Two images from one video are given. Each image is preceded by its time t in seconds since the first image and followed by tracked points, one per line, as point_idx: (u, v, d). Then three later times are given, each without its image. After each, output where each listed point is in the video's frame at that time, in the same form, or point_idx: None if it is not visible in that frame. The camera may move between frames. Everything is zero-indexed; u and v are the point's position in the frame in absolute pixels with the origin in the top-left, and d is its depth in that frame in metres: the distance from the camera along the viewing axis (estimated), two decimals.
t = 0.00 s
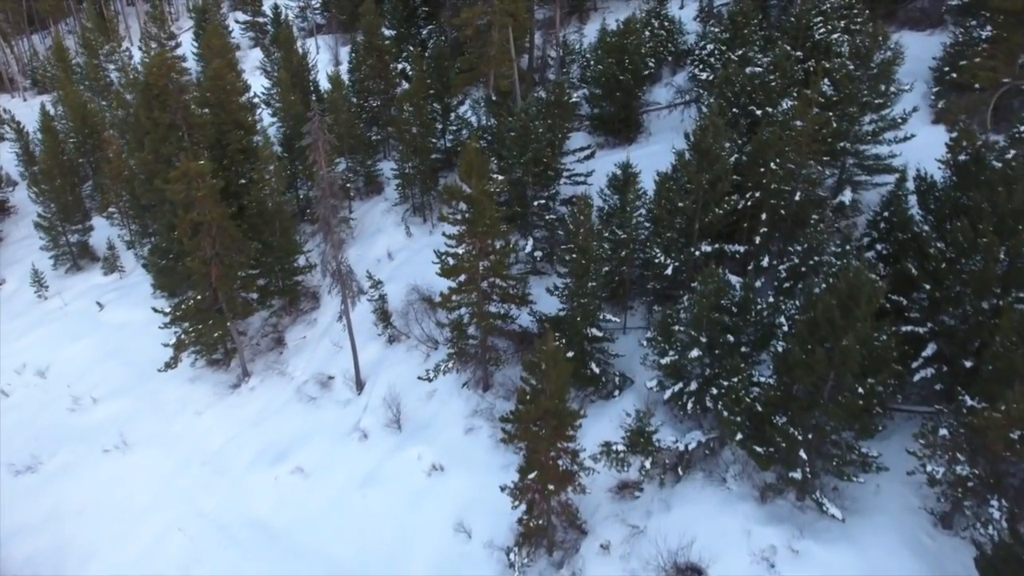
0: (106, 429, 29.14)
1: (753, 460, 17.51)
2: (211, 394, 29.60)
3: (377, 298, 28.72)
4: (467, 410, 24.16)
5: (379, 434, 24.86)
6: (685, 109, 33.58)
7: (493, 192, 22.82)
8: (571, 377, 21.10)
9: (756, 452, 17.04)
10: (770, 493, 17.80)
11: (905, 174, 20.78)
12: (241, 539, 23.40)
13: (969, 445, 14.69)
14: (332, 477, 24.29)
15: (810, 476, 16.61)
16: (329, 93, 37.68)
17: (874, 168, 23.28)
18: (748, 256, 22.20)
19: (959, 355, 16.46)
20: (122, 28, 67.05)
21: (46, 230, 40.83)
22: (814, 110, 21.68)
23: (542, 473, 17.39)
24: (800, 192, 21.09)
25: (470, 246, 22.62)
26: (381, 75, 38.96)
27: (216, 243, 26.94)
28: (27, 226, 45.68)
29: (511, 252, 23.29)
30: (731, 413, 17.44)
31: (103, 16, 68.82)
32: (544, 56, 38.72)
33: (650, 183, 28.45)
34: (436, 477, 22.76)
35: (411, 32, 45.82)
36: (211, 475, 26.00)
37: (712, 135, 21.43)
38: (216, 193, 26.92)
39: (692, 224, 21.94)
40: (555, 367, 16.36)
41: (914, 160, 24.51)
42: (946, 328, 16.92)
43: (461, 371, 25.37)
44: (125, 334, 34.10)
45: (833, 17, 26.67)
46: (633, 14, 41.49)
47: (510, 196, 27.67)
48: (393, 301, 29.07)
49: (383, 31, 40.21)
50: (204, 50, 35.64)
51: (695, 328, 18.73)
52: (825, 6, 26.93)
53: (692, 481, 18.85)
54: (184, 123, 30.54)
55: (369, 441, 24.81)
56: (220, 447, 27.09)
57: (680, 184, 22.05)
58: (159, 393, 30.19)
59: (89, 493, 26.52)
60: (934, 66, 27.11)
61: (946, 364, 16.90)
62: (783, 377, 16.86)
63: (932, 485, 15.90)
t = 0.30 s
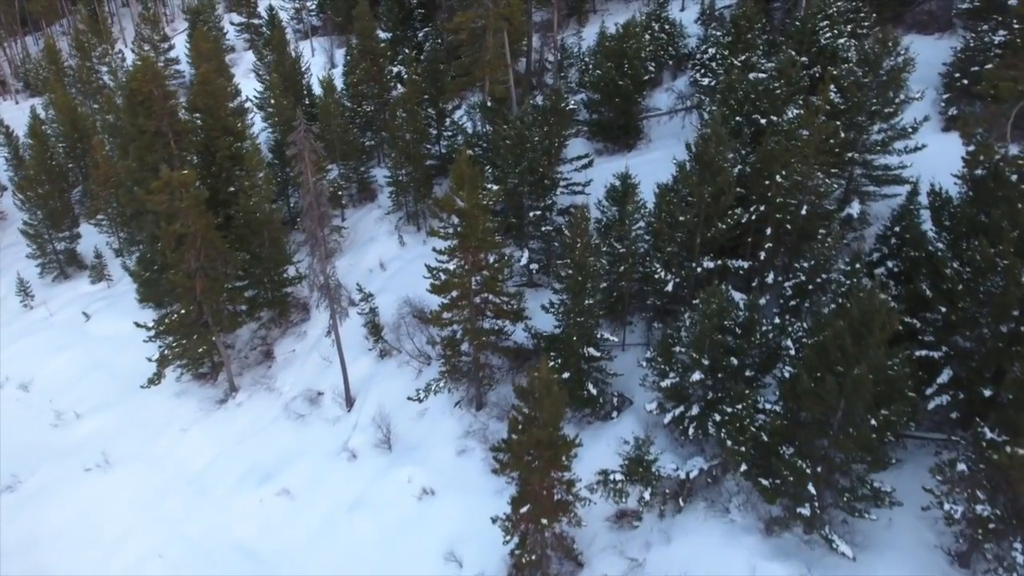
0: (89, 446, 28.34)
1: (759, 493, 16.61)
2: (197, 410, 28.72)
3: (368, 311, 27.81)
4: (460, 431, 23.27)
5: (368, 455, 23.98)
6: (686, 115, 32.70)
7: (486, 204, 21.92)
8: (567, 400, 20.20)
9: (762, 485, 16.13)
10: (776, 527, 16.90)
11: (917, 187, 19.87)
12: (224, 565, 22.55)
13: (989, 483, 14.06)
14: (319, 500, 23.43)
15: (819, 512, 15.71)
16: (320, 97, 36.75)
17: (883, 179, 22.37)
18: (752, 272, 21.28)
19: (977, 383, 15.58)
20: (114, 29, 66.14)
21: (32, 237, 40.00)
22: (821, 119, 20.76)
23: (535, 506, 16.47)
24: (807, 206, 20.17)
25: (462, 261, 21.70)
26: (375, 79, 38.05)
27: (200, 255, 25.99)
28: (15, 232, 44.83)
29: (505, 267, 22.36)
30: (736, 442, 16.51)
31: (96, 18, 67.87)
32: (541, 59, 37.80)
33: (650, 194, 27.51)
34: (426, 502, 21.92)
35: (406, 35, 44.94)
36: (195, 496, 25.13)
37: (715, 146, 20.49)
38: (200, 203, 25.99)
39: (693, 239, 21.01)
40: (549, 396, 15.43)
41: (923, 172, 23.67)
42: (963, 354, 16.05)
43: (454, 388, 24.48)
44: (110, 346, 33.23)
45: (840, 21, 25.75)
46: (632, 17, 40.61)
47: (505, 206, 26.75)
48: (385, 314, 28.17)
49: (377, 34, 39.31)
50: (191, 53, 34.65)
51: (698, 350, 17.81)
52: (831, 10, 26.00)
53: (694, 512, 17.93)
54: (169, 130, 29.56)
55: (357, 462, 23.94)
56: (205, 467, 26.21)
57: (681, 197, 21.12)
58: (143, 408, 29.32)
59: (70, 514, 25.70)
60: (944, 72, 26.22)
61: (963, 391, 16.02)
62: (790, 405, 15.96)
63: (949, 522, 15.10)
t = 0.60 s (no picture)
0: (71, 464, 27.52)
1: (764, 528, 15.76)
2: (182, 426, 27.89)
3: (359, 324, 26.95)
4: (452, 453, 22.43)
5: (357, 477, 23.15)
6: (687, 122, 31.72)
7: (478, 218, 21.03)
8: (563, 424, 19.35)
9: (768, 521, 15.28)
10: (782, 564, 16.08)
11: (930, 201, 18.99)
12: None
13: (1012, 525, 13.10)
14: (305, 524, 22.60)
15: (828, 551, 14.87)
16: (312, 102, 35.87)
17: (892, 192, 21.49)
18: (755, 290, 20.43)
19: (995, 415, 14.70)
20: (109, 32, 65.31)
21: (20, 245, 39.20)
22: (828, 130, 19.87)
23: (528, 542, 15.62)
24: (814, 221, 19.29)
25: (453, 277, 20.83)
26: (369, 84, 37.19)
27: (184, 269, 25.14)
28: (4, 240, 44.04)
29: (498, 283, 21.48)
30: (740, 475, 15.67)
31: (89, 20, 67.01)
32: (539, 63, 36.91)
33: (650, 205, 26.60)
34: (416, 528, 21.12)
35: (401, 38, 44.06)
36: (178, 519, 24.30)
37: (717, 158, 19.59)
38: (184, 215, 25.14)
39: (695, 255, 20.15)
40: (541, 428, 14.56)
41: (934, 187, 22.82)
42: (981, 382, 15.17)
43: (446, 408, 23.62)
44: (95, 358, 32.39)
45: (847, 26, 24.86)
46: (632, 20, 39.73)
47: (501, 217, 25.96)
48: (376, 328, 27.31)
49: (371, 38, 38.46)
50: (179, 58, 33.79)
51: (699, 375, 16.94)
52: (838, 14, 25.11)
53: (696, 546, 17.11)
54: (154, 138, 28.70)
55: (346, 484, 23.12)
56: (189, 487, 25.38)
57: (681, 211, 20.24)
58: (128, 424, 28.49)
59: (50, 537, 24.91)
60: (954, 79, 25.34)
61: (980, 421, 15.15)
62: (798, 437, 15.09)
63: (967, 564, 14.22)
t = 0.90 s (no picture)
0: (53, 484, 26.72)
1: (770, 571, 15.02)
2: (168, 445, 27.09)
3: (350, 342, 26.13)
4: (444, 479, 21.63)
5: (345, 503, 22.34)
6: (688, 132, 31.00)
7: (471, 236, 20.20)
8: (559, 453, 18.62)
9: (773, 563, 14.55)
10: None
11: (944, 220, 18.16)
12: None
13: None
14: (292, 552, 21.78)
15: None
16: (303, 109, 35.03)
17: (901, 208, 20.74)
18: (759, 312, 19.65)
19: (1016, 453, 13.98)
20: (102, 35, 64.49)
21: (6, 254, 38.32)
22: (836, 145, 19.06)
23: None
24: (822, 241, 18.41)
25: (444, 298, 20.01)
26: (363, 90, 36.36)
27: (168, 286, 24.30)
28: None
29: (491, 304, 20.66)
30: (745, 514, 14.90)
31: (83, 23, 66.11)
32: (536, 70, 36.18)
33: (650, 222, 25.88)
34: (406, 559, 20.34)
35: (397, 43, 43.25)
36: (161, 544, 23.49)
37: (721, 176, 18.74)
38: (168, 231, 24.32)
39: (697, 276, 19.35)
40: (536, 469, 13.78)
41: (946, 206, 21.98)
42: (1001, 419, 14.41)
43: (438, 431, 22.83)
44: (81, 373, 31.55)
45: (853, 34, 24.05)
46: (632, 25, 38.91)
47: (495, 231, 24.95)
48: (367, 345, 26.49)
49: (365, 43, 37.62)
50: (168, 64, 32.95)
51: (701, 405, 16.16)
52: (844, 22, 24.27)
53: None
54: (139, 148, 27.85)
55: (334, 510, 22.31)
56: (173, 510, 24.56)
57: (682, 230, 19.43)
58: (113, 443, 27.69)
59: (29, 562, 24.10)
60: (964, 89, 24.56)
61: (998, 459, 14.45)
62: (806, 475, 14.33)
63: None
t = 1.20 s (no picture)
0: (37, 507, 26.04)
1: None
2: (155, 467, 26.41)
3: (341, 361, 25.42)
4: (436, 507, 20.92)
5: (335, 530, 21.63)
6: (689, 142, 30.29)
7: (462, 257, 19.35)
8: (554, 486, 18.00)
9: None
10: None
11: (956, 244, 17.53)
12: None
13: None
14: None
15: None
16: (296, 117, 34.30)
17: (910, 229, 20.06)
18: (762, 337, 18.99)
19: None
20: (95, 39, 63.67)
21: None
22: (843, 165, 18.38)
23: None
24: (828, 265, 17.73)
25: (435, 322, 19.25)
26: (358, 97, 35.63)
27: (153, 305, 23.61)
28: None
29: (484, 328, 19.92)
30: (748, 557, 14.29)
31: (77, 27, 65.23)
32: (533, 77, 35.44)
33: (650, 240, 25.23)
34: None
35: (393, 48, 42.52)
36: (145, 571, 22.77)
37: (723, 197, 18.04)
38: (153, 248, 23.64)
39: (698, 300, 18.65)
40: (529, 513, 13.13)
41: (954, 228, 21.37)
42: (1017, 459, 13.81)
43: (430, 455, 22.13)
44: (68, 390, 30.81)
45: (859, 45, 23.34)
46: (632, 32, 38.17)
47: (489, 248, 24.11)
48: (359, 364, 25.78)
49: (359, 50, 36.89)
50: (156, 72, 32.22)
51: (702, 438, 15.47)
52: (850, 32, 23.56)
53: None
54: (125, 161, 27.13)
55: (323, 538, 21.60)
56: (159, 535, 23.85)
57: (683, 252, 18.73)
58: (99, 464, 27.01)
59: None
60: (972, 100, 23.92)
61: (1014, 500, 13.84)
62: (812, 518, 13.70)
63: None
